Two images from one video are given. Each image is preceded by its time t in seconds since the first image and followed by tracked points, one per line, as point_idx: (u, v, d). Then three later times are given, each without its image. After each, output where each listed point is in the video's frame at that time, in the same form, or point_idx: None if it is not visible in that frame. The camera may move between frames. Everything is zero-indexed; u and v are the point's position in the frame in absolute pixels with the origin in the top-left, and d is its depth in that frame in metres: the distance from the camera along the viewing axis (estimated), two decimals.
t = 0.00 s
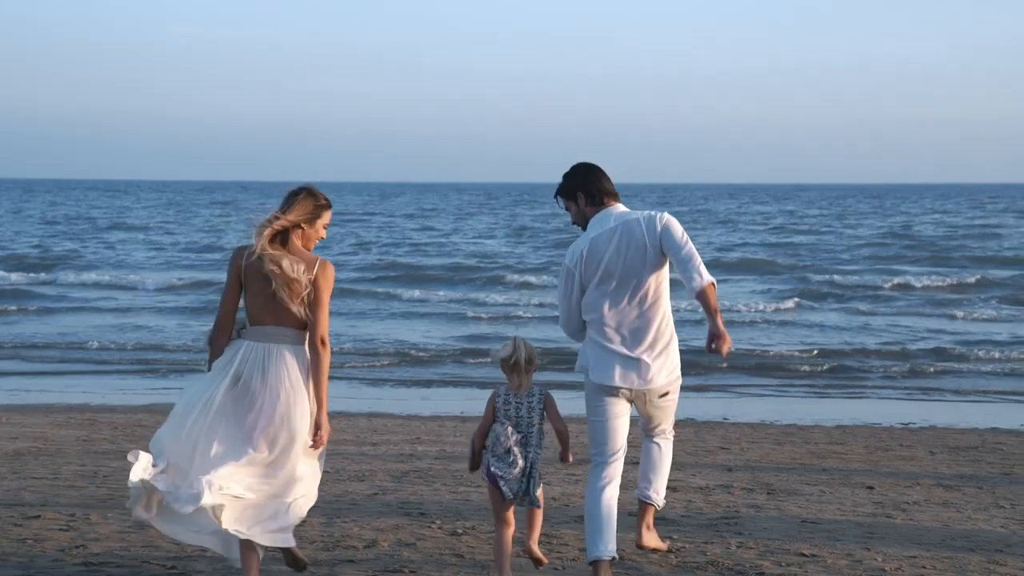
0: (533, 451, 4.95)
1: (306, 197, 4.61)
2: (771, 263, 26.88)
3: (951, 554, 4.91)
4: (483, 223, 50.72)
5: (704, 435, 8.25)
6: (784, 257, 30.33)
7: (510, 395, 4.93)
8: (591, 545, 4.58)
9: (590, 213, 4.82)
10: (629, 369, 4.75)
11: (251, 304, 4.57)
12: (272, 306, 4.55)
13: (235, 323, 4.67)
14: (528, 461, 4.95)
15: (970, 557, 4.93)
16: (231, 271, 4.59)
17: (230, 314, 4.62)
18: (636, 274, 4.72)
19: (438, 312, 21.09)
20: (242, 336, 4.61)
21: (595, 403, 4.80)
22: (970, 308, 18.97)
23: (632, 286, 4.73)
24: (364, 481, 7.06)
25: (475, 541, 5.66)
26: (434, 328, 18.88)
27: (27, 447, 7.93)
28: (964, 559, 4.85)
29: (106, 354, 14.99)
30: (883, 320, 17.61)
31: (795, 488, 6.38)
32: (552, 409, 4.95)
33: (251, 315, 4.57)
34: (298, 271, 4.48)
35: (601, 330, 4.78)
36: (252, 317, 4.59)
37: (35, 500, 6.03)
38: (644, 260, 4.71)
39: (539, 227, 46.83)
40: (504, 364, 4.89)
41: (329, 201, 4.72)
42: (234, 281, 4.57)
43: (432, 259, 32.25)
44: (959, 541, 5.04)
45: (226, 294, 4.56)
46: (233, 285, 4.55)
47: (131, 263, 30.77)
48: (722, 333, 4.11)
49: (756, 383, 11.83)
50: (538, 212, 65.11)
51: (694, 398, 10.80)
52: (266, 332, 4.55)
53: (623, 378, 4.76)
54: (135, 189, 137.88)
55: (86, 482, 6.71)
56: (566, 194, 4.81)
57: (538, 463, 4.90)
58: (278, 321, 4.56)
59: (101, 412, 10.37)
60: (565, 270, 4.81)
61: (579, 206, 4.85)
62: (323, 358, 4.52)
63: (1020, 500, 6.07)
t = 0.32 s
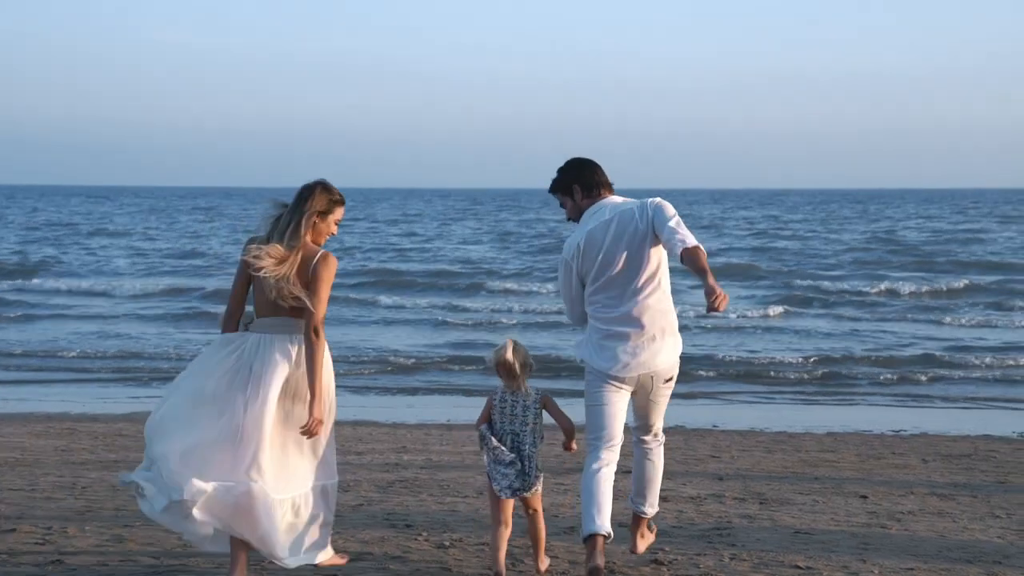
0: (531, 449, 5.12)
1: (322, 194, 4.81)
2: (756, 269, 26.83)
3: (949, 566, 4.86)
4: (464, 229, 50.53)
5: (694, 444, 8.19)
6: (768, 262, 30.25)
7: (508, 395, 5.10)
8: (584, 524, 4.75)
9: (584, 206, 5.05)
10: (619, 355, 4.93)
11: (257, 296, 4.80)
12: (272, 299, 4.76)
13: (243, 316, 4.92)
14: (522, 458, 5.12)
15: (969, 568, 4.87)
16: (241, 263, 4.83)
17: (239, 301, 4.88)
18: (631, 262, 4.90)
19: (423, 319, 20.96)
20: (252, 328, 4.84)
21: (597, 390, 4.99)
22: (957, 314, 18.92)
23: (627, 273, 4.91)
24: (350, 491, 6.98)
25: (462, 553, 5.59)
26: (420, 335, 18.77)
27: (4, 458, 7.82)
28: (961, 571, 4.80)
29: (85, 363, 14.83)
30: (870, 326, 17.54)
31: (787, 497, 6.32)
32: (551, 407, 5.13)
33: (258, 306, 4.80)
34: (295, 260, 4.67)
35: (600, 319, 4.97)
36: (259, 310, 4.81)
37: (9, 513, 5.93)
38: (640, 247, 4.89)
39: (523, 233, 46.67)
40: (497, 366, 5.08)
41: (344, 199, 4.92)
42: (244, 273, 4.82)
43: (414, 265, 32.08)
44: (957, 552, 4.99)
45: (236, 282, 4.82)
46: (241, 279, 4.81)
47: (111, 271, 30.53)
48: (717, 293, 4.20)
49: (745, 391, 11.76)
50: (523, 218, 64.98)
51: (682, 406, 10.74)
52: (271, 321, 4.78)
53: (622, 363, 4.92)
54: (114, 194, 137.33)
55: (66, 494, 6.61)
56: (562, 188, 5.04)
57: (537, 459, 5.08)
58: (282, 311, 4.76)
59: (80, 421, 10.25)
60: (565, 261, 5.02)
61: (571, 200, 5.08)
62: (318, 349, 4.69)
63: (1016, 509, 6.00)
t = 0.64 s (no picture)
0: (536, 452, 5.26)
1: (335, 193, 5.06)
2: (746, 270, 26.75)
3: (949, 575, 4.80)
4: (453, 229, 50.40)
5: (687, 447, 8.13)
6: (759, 262, 30.16)
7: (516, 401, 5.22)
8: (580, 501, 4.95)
9: (585, 206, 5.11)
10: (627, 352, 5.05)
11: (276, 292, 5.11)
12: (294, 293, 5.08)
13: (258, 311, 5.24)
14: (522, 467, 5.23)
15: None
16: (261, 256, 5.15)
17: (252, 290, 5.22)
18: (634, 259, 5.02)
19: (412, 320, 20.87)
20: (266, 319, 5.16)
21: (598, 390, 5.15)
22: (948, 315, 18.86)
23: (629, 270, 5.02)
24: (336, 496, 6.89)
25: (453, 562, 5.52)
26: (409, 337, 18.68)
27: None
28: None
29: (71, 365, 14.72)
30: (860, 327, 17.46)
31: (782, 502, 6.25)
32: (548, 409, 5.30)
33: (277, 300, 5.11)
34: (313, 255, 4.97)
35: (605, 317, 5.10)
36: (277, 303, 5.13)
37: None
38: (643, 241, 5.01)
39: (509, 233, 46.54)
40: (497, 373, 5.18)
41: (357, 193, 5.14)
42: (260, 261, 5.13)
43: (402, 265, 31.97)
44: (957, 559, 4.93)
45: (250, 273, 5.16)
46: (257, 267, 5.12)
47: (97, 271, 30.38)
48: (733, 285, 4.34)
49: (738, 393, 11.68)
50: (509, 217, 64.68)
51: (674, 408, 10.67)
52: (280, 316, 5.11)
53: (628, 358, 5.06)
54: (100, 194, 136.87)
55: (48, 500, 6.52)
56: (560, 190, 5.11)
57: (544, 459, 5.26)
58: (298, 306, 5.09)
59: (65, 424, 10.16)
60: (566, 261, 5.13)
61: (570, 201, 5.12)
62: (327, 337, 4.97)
63: (1015, 514, 5.95)
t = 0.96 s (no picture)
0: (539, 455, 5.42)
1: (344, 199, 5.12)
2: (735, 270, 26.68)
3: None
4: (439, 228, 50.23)
5: (681, 449, 8.07)
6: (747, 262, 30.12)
7: (517, 399, 5.38)
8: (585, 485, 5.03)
9: (588, 217, 5.19)
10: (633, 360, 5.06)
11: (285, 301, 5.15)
12: (303, 302, 5.10)
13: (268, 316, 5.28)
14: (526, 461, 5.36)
15: None
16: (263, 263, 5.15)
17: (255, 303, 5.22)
18: (639, 269, 5.05)
19: (399, 320, 20.76)
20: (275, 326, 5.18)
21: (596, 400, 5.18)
22: (937, 315, 18.81)
23: (633, 279, 5.06)
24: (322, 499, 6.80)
25: (441, 568, 5.46)
26: (396, 337, 18.58)
27: None
28: None
29: (54, 365, 14.59)
30: (850, 327, 17.40)
31: (778, 505, 6.18)
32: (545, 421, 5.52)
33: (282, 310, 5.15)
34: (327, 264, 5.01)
35: (606, 327, 5.13)
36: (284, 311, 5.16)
37: None
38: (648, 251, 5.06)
39: (497, 232, 46.40)
40: (496, 370, 5.36)
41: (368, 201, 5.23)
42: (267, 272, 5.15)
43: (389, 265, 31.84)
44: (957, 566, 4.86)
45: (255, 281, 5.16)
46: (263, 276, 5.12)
47: (80, 270, 30.21)
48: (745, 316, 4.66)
49: (729, 394, 11.61)
50: (496, 216, 64.54)
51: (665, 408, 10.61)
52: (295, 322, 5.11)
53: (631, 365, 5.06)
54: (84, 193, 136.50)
55: (28, 504, 6.42)
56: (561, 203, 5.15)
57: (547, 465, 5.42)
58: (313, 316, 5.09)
59: (47, 425, 10.04)
60: (565, 273, 5.16)
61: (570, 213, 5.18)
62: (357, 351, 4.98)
63: (1014, 517, 5.88)
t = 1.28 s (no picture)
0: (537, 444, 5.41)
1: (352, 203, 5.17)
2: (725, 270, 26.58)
3: None
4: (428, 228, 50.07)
5: (675, 449, 7.99)
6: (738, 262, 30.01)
7: (512, 385, 5.36)
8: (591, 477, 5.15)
9: (587, 217, 5.23)
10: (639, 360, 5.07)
11: (296, 306, 5.18)
12: (318, 307, 5.16)
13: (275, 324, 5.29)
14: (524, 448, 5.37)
15: None
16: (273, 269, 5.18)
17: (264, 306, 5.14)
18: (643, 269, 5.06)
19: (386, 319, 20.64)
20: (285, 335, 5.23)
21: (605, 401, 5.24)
22: (930, 314, 18.74)
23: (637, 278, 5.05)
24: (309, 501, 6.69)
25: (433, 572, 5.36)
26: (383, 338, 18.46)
27: None
28: None
29: (39, 367, 14.46)
30: (843, 326, 17.33)
31: (775, 506, 6.11)
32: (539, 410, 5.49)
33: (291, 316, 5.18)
34: (347, 265, 5.10)
35: (611, 327, 5.12)
36: (290, 319, 5.22)
37: None
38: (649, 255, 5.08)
39: (485, 232, 46.32)
40: (488, 357, 5.38)
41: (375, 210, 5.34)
42: (276, 277, 5.17)
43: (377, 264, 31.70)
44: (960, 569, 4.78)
45: (266, 286, 5.15)
46: (274, 279, 5.13)
47: (65, 270, 30.03)
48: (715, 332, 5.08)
49: (722, 394, 11.53)
50: (485, 216, 64.32)
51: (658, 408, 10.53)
52: (308, 328, 5.16)
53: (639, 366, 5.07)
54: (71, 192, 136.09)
55: (10, 507, 6.33)
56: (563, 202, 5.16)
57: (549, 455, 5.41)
58: (322, 320, 5.16)
59: (31, 427, 9.94)
60: (567, 271, 5.10)
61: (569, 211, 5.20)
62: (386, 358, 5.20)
63: (1016, 519, 5.81)
